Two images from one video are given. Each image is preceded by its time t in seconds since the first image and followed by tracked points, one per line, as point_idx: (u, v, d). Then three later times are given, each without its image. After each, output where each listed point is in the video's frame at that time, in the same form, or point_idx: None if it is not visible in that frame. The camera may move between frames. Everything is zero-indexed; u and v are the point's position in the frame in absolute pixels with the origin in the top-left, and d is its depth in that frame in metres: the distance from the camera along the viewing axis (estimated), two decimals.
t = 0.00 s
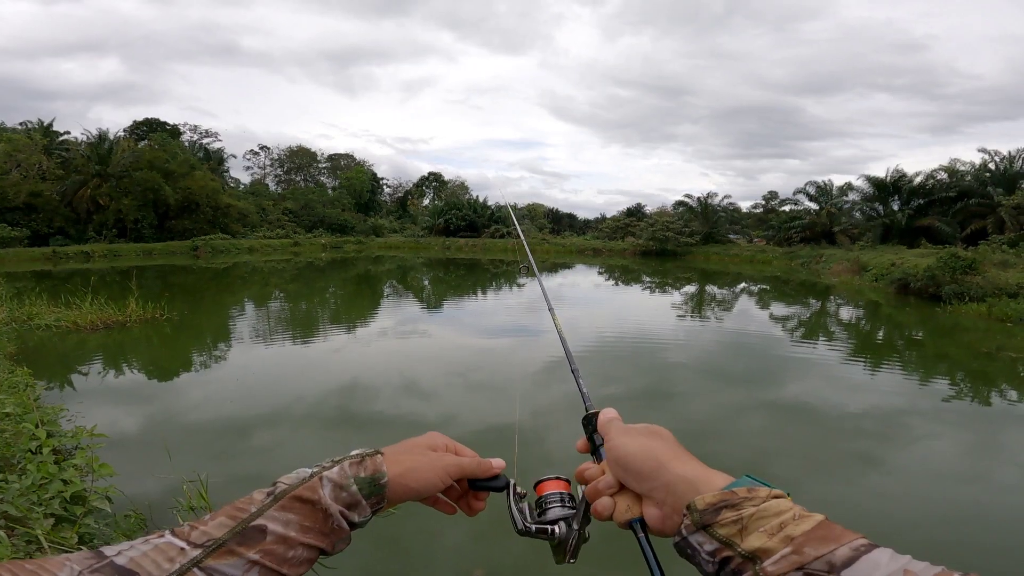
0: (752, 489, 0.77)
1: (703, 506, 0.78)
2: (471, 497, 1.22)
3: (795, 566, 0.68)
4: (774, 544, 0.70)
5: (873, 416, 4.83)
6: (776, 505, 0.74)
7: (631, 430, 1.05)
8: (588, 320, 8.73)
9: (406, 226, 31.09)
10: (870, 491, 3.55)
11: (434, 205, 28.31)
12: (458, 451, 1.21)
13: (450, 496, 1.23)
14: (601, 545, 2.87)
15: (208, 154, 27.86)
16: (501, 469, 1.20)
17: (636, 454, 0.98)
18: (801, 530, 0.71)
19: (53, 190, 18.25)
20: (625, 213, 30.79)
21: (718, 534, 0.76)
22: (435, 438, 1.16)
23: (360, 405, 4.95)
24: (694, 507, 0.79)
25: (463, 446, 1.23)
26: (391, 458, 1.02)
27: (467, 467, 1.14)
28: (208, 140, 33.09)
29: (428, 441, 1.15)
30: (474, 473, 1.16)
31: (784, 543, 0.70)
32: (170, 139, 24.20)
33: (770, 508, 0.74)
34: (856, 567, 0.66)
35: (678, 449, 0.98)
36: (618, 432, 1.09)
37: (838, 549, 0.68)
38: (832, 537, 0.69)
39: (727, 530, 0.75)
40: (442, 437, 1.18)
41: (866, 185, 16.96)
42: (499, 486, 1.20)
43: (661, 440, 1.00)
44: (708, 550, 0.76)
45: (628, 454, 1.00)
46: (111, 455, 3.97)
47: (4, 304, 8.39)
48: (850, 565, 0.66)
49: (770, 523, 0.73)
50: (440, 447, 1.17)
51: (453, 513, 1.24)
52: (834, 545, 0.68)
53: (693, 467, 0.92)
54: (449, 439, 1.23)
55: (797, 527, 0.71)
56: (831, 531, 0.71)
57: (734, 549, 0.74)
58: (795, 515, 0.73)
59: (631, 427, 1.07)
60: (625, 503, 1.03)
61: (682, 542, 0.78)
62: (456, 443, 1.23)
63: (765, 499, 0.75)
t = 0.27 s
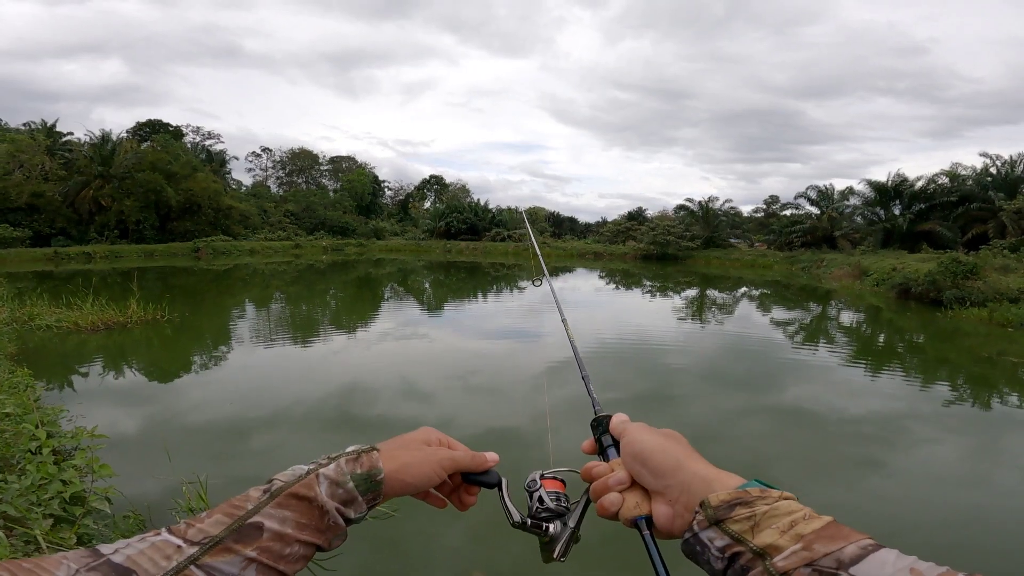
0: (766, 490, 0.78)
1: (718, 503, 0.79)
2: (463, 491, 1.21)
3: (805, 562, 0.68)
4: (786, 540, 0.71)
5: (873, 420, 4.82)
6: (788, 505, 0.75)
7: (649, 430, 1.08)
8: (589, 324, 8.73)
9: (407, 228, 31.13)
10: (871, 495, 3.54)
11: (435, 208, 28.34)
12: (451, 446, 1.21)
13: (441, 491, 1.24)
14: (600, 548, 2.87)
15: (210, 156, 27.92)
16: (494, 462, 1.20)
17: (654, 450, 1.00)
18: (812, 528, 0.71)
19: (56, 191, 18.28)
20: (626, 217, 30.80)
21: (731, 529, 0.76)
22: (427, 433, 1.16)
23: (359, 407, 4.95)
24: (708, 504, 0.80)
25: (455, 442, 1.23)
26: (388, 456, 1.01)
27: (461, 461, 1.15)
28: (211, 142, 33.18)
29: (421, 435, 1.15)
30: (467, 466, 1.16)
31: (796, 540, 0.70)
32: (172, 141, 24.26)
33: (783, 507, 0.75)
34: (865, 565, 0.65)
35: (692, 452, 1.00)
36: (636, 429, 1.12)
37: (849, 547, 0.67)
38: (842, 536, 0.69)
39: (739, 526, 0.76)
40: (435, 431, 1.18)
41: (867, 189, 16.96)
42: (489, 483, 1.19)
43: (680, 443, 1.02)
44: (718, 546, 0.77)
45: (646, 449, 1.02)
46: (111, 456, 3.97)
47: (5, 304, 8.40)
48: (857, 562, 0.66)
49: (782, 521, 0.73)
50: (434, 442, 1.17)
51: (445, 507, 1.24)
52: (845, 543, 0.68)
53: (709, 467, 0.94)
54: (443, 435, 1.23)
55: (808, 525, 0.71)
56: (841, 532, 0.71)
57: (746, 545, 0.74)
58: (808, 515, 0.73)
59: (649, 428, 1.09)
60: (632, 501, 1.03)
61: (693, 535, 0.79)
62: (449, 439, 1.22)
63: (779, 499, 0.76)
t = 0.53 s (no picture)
0: (762, 504, 0.77)
1: (712, 519, 0.78)
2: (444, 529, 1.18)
3: None
4: (782, 557, 0.69)
5: (873, 421, 4.81)
6: (784, 519, 0.74)
7: (645, 441, 1.06)
8: (588, 325, 8.72)
9: (406, 229, 31.11)
10: (871, 496, 3.53)
11: (434, 208, 28.33)
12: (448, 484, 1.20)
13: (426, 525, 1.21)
14: (599, 550, 2.86)
15: (210, 156, 27.90)
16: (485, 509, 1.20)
17: (649, 465, 0.98)
18: (809, 543, 0.70)
19: (55, 191, 18.26)
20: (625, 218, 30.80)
21: (727, 546, 0.75)
22: (435, 471, 1.14)
23: (358, 408, 4.94)
24: (703, 521, 0.79)
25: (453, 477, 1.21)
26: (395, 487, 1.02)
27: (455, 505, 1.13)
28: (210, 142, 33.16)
29: (428, 472, 1.13)
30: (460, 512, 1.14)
31: (792, 555, 0.69)
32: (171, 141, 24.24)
33: (779, 522, 0.73)
34: None
35: (688, 464, 0.98)
36: (631, 440, 1.10)
37: (848, 561, 0.66)
38: (840, 549, 0.68)
39: (735, 542, 0.75)
40: (442, 470, 1.16)
41: (865, 190, 16.96)
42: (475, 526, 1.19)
43: (676, 453, 1.01)
44: (716, 563, 0.76)
45: (642, 465, 1.00)
46: (109, 457, 3.96)
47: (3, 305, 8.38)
48: None
49: (778, 536, 0.72)
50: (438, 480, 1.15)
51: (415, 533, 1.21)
52: (842, 557, 0.67)
53: (704, 481, 0.92)
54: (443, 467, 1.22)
55: (804, 539, 0.70)
56: (839, 542, 0.70)
57: (743, 561, 0.73)
58: (805, 529, 0.72)
59: (645, 438, 1.08)
60: (632, 516, 1.03)
61: (691, 555, 0.78)
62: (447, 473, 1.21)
63: (774, 513, 0.75)
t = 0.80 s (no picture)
0: (765, 499, 0.77)
1: (714, 516, 0.78)
2: None
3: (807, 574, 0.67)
4: (786, 552, 0.70)
5: (874, 422, 4.80)
6: (787, 514, 0.74)
7: (645, 437, 1.05)
8: (588, 325, 8.72)
9: (406, 229, 31.13)
10: (871, 497, 3.53)
11: (435, 209, 28.34)
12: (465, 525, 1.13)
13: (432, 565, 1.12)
14: (601, 549, 2.85)
15: (210, 156, 27.92)
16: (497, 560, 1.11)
17: (649, 460, 0.97)
18: (813, 538, 0.70)
19: (56, 191, 18.28)
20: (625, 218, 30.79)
21: (730, 542, 0.75)
22: (453, 509, 1.06)
23: (359, 408, 4.94)
24: (705, 517, 0.78)
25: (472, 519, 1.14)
26: (403, 509, 0.98)
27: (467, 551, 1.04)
28: (211, 142, 33.18)
29: (447, 506, 1.06)
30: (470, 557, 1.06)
31: (795, 551, 0.69)
32: (172, 141, 24.27)
33: (782, 517, 0.73)
34: None
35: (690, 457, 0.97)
36: (633, 436, 1.08)
37: (851, 556, 0.67)
38: (846, 545, 0.68)
39: (738, 539, 0.75)
40: (461, 509, 1.08)
41: (866, 190, 16.95)
42: None
43: (677, 449, 0.99)
44: (719, 559, 0.76)
45: (641, 461, 0.99)
46: (110, 457, 3.96)
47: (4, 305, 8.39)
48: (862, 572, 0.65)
49: (781, 531, 0.72)
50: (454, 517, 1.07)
51: None
52: (847, 552, 0.67)
53: (707, 476, 0.91)
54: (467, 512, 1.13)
55: (809, 534, 0.70)
56: (842, 536, 0.70)
57: (746, 557, 0.74)
58: (807, 522, 0.72)
59: (645, 434, 1.06)
60: (636, 511, 1.02)
61: (694, 552, 0.78)
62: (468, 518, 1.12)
63: (776, 508, 0.75)
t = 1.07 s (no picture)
0: (755, 503, 0.77)
1: (704, 521, 0.78)
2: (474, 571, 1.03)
3: None
4: (777, 558, 0.70)
5: (873, 422, 4.81)
6: (778, 518, 0.74)
7: (631, 440, 1.04)
8: (587, 325, 8.72)
9: (404, 230, 31.12)
10: (871, 497, 3.53)
11: (433, 210, 28.33)
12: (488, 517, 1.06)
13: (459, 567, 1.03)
14: (601, 551, 2.84)
15: (207, 158, 27.87)
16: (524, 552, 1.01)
17: (639, 465, 0.97)
18: (804, 542, 0.70)
19: (52, 193, 18.22)
20: (623, 218, 30.82)
21: (720, 548, 0.76)
22: (465, 497, 1.02)
23: (358, 409, 4.92)
24: (695, 522, 0.79)
25: (494, 512, 1.08)
26: (402, 495, 0.94)
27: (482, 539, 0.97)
28: (208, 144, 33.12)
29: (457, 494, 1.02)
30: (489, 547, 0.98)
31: (787, 556, 0.69)
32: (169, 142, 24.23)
33: (772, 522, 0.73)
34: None
35: (681, 459, 0.96)
36: (620, 438, 1.07)
37: (845, 561, 0.67)
38: (838, 549, 0.68)
39: (728, 544, 0.75)
40: (474, 497, 1.04)
41: (863, 190, 17.00)
42: (517, 570, 1.01)
43: (664, 450, 0.98)
44: (711, 564, 0.76)
45: (628, 466, 0.98)
46: (106, 460, 3.94)
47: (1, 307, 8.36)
48: None
49: (773, 536, 0.72)
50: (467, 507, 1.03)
51: None
52: (839, 558, 0.67)
53: (697, 479, 0.90)
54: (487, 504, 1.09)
55: (801, 540, 0.70)
56: (834, 540, 0.70)
57: (737, 563, 0.74)
58: (798, 527, 0.72)
59: (632, 435, 1.05)
60: (629, 514, 1.02)
61: (685, 558, 0.78)
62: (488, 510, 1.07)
63: (766, 512, 0.75)
